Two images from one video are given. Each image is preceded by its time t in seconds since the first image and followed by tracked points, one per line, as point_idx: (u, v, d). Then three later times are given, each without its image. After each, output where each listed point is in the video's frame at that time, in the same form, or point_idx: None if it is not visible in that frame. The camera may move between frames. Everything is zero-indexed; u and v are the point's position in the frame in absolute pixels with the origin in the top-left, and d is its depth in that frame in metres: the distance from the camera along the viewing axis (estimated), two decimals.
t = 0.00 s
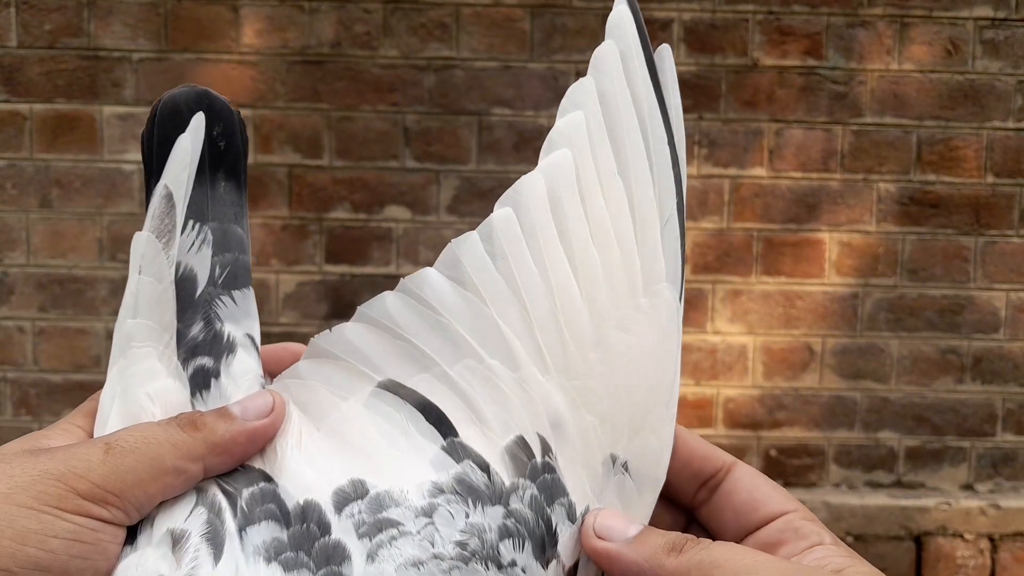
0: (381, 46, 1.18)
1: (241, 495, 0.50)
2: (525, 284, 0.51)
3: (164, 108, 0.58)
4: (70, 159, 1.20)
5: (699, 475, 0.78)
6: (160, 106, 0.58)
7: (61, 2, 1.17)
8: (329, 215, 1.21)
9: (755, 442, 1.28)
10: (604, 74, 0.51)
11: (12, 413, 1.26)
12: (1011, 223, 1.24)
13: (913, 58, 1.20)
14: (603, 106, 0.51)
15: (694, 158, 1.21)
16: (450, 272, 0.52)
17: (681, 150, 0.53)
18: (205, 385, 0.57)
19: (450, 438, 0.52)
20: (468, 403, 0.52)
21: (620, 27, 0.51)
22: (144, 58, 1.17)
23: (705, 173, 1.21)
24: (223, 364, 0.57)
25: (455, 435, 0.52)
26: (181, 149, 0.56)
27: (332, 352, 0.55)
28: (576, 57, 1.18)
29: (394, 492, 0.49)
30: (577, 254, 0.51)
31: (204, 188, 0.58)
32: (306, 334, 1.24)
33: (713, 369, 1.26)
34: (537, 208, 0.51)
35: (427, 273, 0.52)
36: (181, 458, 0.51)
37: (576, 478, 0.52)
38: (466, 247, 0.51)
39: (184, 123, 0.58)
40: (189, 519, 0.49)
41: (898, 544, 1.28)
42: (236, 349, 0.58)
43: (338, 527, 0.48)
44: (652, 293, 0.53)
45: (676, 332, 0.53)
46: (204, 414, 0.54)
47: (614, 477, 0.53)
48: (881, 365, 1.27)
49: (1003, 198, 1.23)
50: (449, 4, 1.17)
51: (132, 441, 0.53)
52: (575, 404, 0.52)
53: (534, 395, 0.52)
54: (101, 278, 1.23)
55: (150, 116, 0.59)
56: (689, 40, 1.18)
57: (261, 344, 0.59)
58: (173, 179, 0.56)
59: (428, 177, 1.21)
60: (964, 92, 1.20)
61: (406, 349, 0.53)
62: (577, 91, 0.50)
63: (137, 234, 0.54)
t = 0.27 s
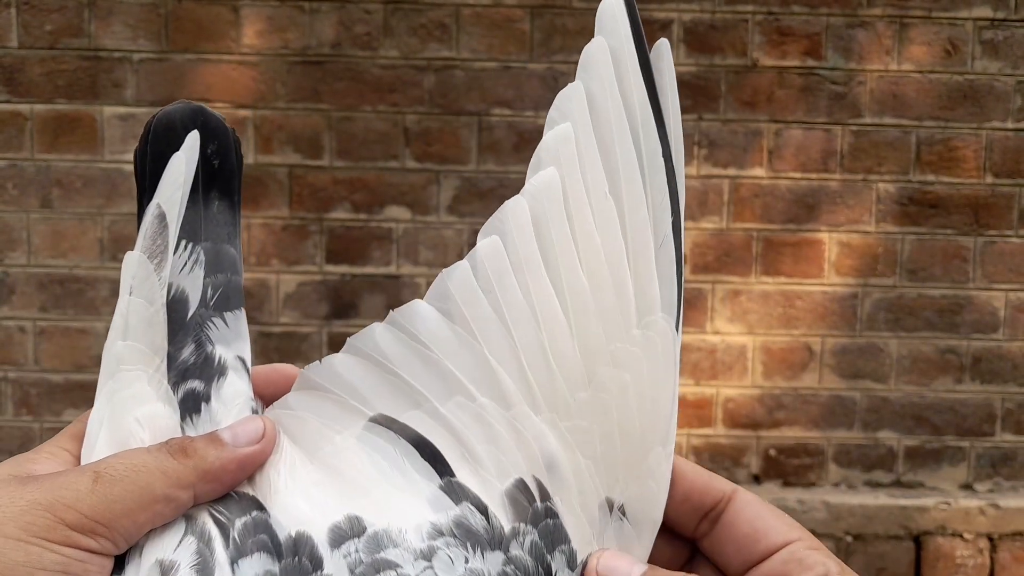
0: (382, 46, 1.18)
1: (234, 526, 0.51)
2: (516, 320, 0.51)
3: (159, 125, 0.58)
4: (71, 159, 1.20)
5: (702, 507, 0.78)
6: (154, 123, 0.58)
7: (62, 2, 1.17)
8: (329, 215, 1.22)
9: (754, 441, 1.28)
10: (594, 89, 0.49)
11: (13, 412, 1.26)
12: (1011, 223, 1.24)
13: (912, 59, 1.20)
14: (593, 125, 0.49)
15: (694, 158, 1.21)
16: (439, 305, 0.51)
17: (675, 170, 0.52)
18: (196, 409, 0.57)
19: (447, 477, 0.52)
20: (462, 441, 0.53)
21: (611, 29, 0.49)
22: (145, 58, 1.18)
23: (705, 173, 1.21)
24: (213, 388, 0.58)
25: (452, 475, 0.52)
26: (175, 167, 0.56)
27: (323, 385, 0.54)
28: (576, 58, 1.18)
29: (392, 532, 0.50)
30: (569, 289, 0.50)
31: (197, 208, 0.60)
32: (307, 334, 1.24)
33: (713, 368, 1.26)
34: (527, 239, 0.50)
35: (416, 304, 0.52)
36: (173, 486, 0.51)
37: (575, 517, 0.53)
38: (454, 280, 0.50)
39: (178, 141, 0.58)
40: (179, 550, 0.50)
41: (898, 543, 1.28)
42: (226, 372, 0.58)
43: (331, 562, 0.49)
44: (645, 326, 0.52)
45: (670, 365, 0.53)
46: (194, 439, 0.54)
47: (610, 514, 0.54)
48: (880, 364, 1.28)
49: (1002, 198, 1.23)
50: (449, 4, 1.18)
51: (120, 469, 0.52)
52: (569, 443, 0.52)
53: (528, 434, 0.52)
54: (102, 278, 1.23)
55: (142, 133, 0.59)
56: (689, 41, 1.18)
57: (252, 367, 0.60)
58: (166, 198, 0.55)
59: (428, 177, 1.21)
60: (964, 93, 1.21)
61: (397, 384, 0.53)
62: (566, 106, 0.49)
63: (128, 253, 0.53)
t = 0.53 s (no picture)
0: (382, 46, 1.18)
1: (226, 569, 0.50)
2: (505, 358, 0.49)
3: (149, 157, 0.60)
4: (71, 159, 1.20)
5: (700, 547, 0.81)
6: (144, 155, 0.60)
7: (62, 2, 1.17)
8: (329, 215, 1.22)
9: (754, 441, 1.28)
10: (587, 111, 0.46)
11: (13, 412, 1.26)
12: (1011, 223, 1.24)
13: (912, 58, 1.20)
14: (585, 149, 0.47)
15: (694, 158, 1.21)
16: (426, 344, 0.50)
17: (674, 195, 0.49)
18: (184, 446, 0.59)
19: (438, 522, 0.52)
20: (453, 484, 0.52)
21: (603, 42, 0.46)
22: (145, 58, 1.18)
23: (705, 172, 1.21)
24: (201, 423, 0.60)
25: (444, 520, 0.52)
26: (165, 203, 0.58)
27: (308, 424, 0.54)
28: (576, 58, 1.18)
29: None
30: (560, 329, 0.49)
31: (186, 241, 0.62)
32: (307, 335, 1.24)
33: (713, 368, 1.26)
34: (515, 275, 0.48)
35: (403, 342, 0.50)
36: (162, 527, 0.52)
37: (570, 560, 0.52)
38: (441, 317, 0.49)
39: (168, 174, 0.60)
40: None
41: (898, 543, 1.28)
42: (215, 408, 0.61)
43: None
44: (641, 363, 0.50)
45: (670, 403, 0.51)
46: (183, 478, 0.56)
47: (606, 557, 0.52)
48: (880, 364, 1.28)
49: (1002, 198, 1.23)
50: (449, 5, 1.18)
51: (109, 511, 0.54)
52: (562, 488, 0.51)
53: (519, 478, 0.51)
54: (102, 278, 1.23)
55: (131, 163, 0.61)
56: (689, 41, 1.18)
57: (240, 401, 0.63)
58: (154, 232, 0.57)
59: (428, 177, 1.21)
60: (964, 92, 1.21)
61: (386, 424, 0.52)
62: (557, 129, 0.46)
63: (116, 286, 0.55)
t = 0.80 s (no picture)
0: (382, 46, 1.18)
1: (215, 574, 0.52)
2: (493, 371, 0.49)
3: (134, 162, 0.60)
4: (71, 159, 1.20)
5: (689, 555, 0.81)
6: (129, 160, 0.60)
7: (62, 2, 1.17)
8: (329, 215, 1.22)
9: (754, 441, 1.28)
10: (587, 123, 0.46)
11: (13, 412, 1.26)
12: (1011, 223, 1.24)
13: (912, 58, 1.20)
14: (584, 164, 0.46)
15: (694, 158, 1.21)
16: (414, 354, 0.50)
17: (673, 210, 0.49)
18: (171, 453, 0.59)
19: (425, 532, 0.52)
20: (441, 495, 0.52)
21: (606, 53, 0.46)
22: (145, 58, 1.18)
23: (705, 172, 1.21)
24: (188, 431, 0.59)
25: (432, 530, 0.52)
26: (150, 208, 0.58)
27: (296, 433, 0.55)
28: (576, 58, 1.18)
29: None
30: (549, 341, 0.48)
31: (172, 247, 0.61)
32: (307, 335, 1.24)
33: (712, 368, 1.26)
34: (505, 288, 0.47)
35: (392, 352, 0.50)
36: (151, 535, 0.53)
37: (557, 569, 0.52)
38: (430, 327, 0.49)
39: (153, 179, 0.60)
40: None
41: (898, 543, 1.29)
42: (202, 415, 0.59)
43: None
44: (634, 377, 0.50)
45: (661, 417, 0.50)
46: (170, 485, 0.56)
47: (593, 569, 0.52)
48: (881, 364, 1.28)
49: (1002, 198, 1.24)
50: (449, 5, 1.18)
51: (97, 520, 0.54)
52: (549, 500, 0.51)
53: (507, 490, 0.51)
54: (102, 278, 1.23)
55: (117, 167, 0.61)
56: (689, 41, 1.18)
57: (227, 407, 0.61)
58: (141, 237, 0.57)
59: (428, 177, 1.21)
60: (964, 92, 1.21)
61: (374, 434, 0.52)
62: (555, 139, 0.46)
63: (103, 291, 0.55)
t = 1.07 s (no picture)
0: (382, 46, 1.18)
1: None
2: (483, 399, 0.50)
3: (124, 190, 0.60)
4: (71, 159, 1.20)
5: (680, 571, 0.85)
6: (120, 189, 0.60)
7: (62, 2, 1.17)
8: (329, 215, 1.22)
9: (754, 441, 1.28)
10: (576, 157, 0.48)
11: (13, 412, 1.26)
12: (1011, 223, 1.24)
13: (912, 58, 1.20)
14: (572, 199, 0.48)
15: (694, 158, 1.21)
16: (409, 384, 0.52)
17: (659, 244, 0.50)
18: (162, 479, 0.58)
19: (419, 560, 0.51)
20: (432, 523, 0.52)
21: (595, 92, 0.48)
22: (145, 58, 1.18)
23: (705, 172, 1.21)
24: (179, 456, 0.59)
25: (424, 558, 0.52)
26: (141, 237, 0.59)
27: (291, 463, 0.56)
28: (576, 58, 1.18)
29: None
30: (537, 368, 0.49)
31: (163, 274, 0.60)
32: (306, 335, 1.24)
33: (712, 368, 1.26)
34: (494, 318, 0.49)
35: (386, 382, 0.52)
36: (145, 560, 0.54)
37: None
38: (422, 360, 0.51)
39: (142, 208, 0.60)
40: None
41: (898, 543, 1.29)
42: (192, 440, 0.59)
43: None
44: (621, 408, 0.50)
45: (647, 446, 0.50)
46: (163, 510, 0.56)
47: None
48: (881, 364, 1.28)
49: (1002, 198, 1.24)
50: (449, 5, 1.18)
51: (92, 546, 0.55)
52: (538, 528, 0.50)
53: (496, 517, 0.51)
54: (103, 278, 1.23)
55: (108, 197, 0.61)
56: (689, 41, 1.18)
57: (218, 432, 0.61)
58: (132, 266, 0.58)
59: (428, 177, 1.21)
60: (964, 92, 1.21)
61: (370, 463, 0.53)
62: (545, 175, 0.48)
63: (93, 320, 0.56)
